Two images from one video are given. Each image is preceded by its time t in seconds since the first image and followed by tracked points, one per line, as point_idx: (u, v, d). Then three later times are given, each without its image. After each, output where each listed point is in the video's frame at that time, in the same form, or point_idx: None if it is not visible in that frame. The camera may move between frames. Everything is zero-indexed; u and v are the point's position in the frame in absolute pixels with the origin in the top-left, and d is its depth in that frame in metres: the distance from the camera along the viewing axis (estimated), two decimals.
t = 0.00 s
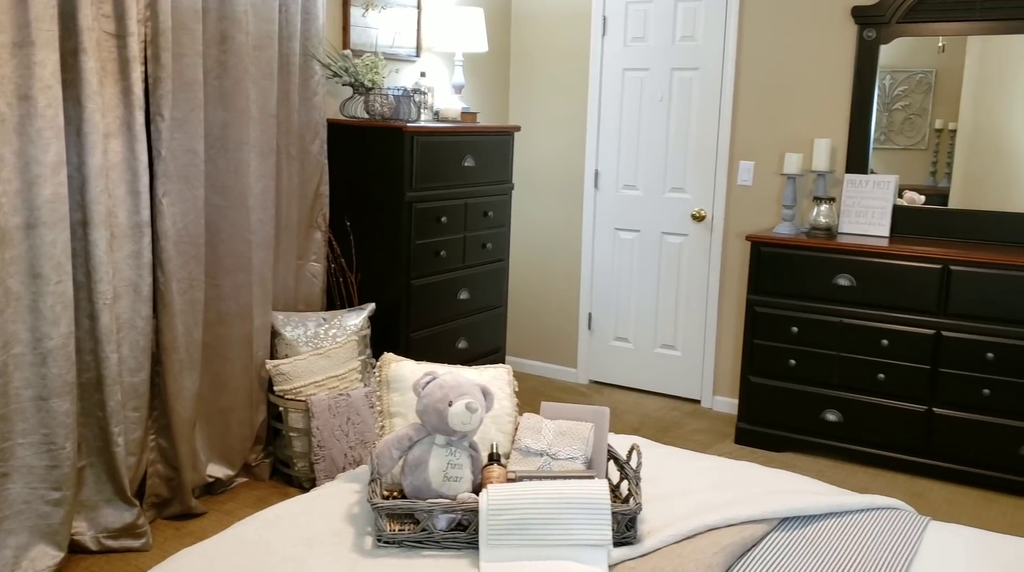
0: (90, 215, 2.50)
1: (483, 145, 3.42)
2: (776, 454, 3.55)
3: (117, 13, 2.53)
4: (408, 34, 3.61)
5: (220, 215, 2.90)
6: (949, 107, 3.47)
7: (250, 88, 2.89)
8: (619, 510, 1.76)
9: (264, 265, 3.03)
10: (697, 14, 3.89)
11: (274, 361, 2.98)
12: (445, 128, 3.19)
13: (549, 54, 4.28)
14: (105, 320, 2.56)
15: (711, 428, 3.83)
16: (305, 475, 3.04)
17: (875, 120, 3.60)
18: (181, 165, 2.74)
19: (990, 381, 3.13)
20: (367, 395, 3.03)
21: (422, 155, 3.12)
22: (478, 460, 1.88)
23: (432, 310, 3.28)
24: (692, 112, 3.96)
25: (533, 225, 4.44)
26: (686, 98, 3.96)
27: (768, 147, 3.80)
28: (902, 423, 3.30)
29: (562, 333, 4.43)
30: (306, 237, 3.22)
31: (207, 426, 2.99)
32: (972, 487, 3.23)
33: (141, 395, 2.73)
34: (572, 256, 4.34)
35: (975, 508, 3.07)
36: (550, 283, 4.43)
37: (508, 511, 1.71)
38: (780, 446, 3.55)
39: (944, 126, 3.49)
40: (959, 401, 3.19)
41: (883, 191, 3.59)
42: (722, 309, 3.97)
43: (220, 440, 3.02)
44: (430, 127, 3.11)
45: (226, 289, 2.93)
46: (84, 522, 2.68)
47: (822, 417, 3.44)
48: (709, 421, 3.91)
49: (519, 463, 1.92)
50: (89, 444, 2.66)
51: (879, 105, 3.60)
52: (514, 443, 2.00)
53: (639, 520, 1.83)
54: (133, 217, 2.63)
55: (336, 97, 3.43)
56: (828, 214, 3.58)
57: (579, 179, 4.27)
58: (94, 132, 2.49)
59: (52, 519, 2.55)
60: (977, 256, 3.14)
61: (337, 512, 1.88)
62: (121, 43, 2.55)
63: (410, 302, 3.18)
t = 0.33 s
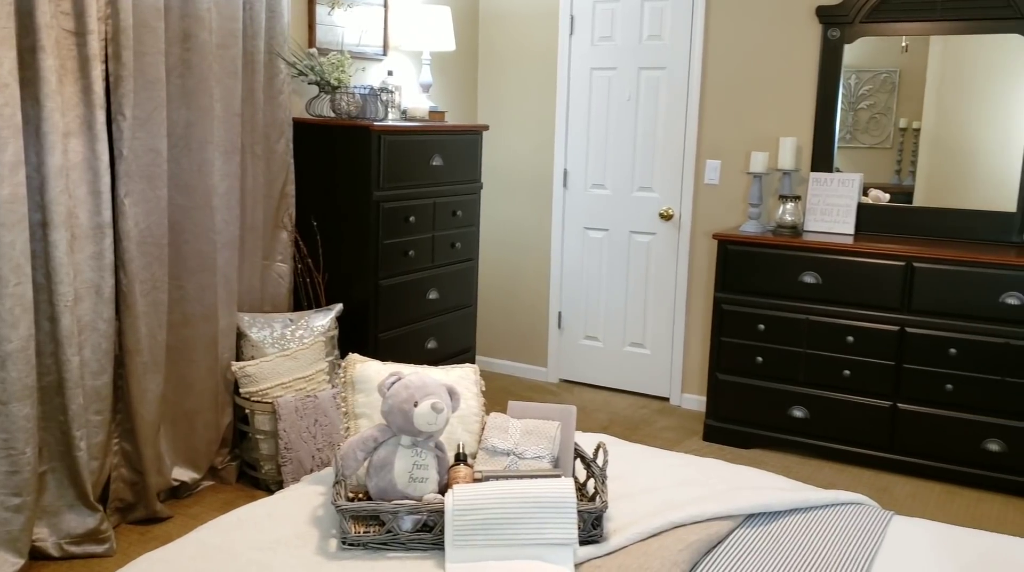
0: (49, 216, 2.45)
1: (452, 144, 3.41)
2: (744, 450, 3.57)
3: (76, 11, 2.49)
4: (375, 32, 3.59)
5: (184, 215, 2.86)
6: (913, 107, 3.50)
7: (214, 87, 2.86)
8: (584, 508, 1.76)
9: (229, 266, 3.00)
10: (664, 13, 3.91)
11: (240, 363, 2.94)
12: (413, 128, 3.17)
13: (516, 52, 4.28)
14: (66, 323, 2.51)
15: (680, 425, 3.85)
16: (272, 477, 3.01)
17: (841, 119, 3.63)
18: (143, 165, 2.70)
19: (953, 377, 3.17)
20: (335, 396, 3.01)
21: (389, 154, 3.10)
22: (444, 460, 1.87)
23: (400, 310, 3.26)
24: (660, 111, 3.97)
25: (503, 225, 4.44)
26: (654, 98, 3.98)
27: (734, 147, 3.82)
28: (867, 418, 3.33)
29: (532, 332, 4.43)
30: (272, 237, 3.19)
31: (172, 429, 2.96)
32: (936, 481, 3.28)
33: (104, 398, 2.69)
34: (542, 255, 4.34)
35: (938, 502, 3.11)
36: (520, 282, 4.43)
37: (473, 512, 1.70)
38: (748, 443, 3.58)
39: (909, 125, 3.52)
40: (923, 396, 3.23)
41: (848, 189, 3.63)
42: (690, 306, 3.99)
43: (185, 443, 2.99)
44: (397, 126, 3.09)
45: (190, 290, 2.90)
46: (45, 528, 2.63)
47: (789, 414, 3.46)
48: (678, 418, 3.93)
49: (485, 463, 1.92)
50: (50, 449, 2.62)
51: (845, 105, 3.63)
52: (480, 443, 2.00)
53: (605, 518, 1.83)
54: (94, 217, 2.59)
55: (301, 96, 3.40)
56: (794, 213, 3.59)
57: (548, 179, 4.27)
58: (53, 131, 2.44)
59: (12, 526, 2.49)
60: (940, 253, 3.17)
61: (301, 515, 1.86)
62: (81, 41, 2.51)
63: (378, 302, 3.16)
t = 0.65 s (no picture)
0: (9, 217, 2.40)
1: (420, 143, 3.40)
2: (713, 447, 3.59)
3: (36, 8, 2.44)
4: (343, 30, 3.57)
5: (149, 214, 2.83)
6: (878, 106, 3.54)
7: (178, 85, 2.83)
8: (550, 507, 1.76)
9: (194, 266, 2.97)
10: (631, 13, 3.92)
11: (206, 364, 2.92)
12: (381, 126, 3.16)
13: (485, 51, 4.27)
14: (27, 325, 2.47)
15: (650, 422, 3.86)
16: (239, 480, 2.99)
17: (808, 118, 3.67)
18: (106, 164, 2.66)
19: (916, 372, 3.21)
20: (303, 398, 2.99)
21: (357, 153, 3.08)
22: (410, 460, 1.86)
23: (369, 309, 3.25)
24: (629, 111, 3.99)
25: (473, 224, 4.43)
26: (623, 97, 3.99)
27: (702, 146, 3.85)
28: (833, 414, 3.37)
29: (503, 330, 4.43)
30: (238, 237, 3.16)
31: (137, 431, 2.92)
32: (901, 475, 3.32)
33: (67, 401, 2.64)
34: (512, 254, 4.34)
35: (903, 496, 3.15)
36: (490, 280, 4.42)
37: (438, 513, 1.69)
38: (717, 440, 3.60)
39: (874, 124, 3.55)
40: (888, 391, 3.27)
41: (814, 187, 3.66)
42: (659, 304, 4.01)
43: (151, 446, 2.95)
44: (364, 125, 3.07)
45: (155, 291, 2.87)
46: (7, 533, 2.59)
47: (756, 410, 3.49)
48: (648, 416, 3.94)
49: (452, 463, 1.90)
50: (12, 453, 2.57)
51: (813, 104, 3.66)
52: (447, 443, 1.99)
53: (571, 517, 1.83)
54: (55, 217, 2.55)
55: (268, 94, 3.37)
56: (761, 211, 3.65)
57: (517, 178, 4.27)
58: (13, 130, 2.39)
59: None
60: (904, 250, 3.21)
61: (265, 517, 1.85)
62: (41, 39, 2.46)
63: (347, 302, 3.14)
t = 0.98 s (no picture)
0: None
1: (382, 143, 3.39)
2: (675, 445, 3.62)
3: None
4: (302, 29, 3.55)
5: (104, 215, 2.78)
6: (837, 107, 3.58)
7: (134, 84, 2.79)
8: (509, 507, 1.76)
9: (151, 267, 2.93)
10: (593, 13, 3.94)
11: (164, 366, 2.89)
12: (341, 126, 3.14)
13: (447, 50, 4.26)
14: None
15: (613, 421, 3.88)
16: (198, 483, 2.96)
17: (768, 119, 3.70)
18: (59, 164, 2.61)
19: (873, 369, 3.26)
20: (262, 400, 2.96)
21: (317, 153, 3.06)
22: (368, 462, 1.85)
23: (331, 310, 3.23)
24: (590, 110, 4.00)
25: (436, 223, 4.43)
26: (585, 97, 4.01)
27: (663, 146, 3.87)
28: (792, 411, 3.41)
29: (466, 330, 4.43)
30: (196, 237, 3.12)
31: (93, 435, 2.88)
32: (859, 471, 3.36)
33: (20, 405, 2.59)
34: (476, 254, 4.34)
35: (860, 492, 3.20)
36: (453, 280, 4.42)
37: (396, 515, 1.69)
38: (679, 437, 3.63)
39: (833, 124, 3.59)
40: (845, 388, 3.31)
41: (772, 187, 3.70)
42: (621, 303, 4.03)
43: (107, 449, 2.91)
44: (324, 125, 3.05)
45: (111, 293, 2.82)
46: None
47: (717, 408, 3.52)
48: (611, 414, 3.96)
49: (411, 464, 1.89)
50: None
51: (773, 105, 3.69)
52: (405, 444, 1.98)
53: (529, 516, 1.84)
54: (7, 218, 2.49)
55: (226, 93, 3.34)
56: (720, 211, 3.68)
57: (480, 177, 4.27)
58: None
59: None
60: (860, 249, 3.25)
61: (220, 521, 1.83)
62: None
63: (307, 303, 3.12)
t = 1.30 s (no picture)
0: None
1: (345, 141, 3.37)
2: (641, 441, 3.64)
3: None
4: (264, 26, 3.52)
5: (62, 214, 2.74)
6: (800, 105, 3.62)
7: (91, 82, 2.75)
8: (470, 506, 1.76)
9: (110, 267, 2.89)
10: (557, 11, 3.94)
11: (123, 368, 2.85)
12: (304, 124, 3.11)
13: (413, 48, 4.25)
14: None
15: (579, 419, 3.89)
16: (160, 486, 2.92)
17: (732, 118, 3.73)
18: (15, 163, 2.56)
19: (834, 365, 3.30)
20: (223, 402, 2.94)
21: (279, 151, 3.04)
22: (329, 463, 1.84)
23: (294, 310, 3.21)
24: (555, 109, 4.01)
25: (402, 222, 4.41)
26: (550, 95, 4.01)
27: (628, 144, 3.89)
28: (755, 407, 3.44)
29: (433, 329, 4.42)
30: (157, 237, 3.08)
31: (51, 438, 2.83)
32: (821, 465, 3.40)
33: None
34: (441, 252, 4.34)
35: (823, 486, 3.23)
36: (420, 279, 4.41)
37: (356, 515, 1.68)
38: (644, 434, 3.65)
39: (796, 124, 3.63)
40: (807, 384, 3.35)
41: (735, 185, 3.72)
42: (586, 301, 4.05)
43: (67, 452, 2.87)
44: (286, 122, 3.03)
45: (69, 294, 2.78)
46: None
47: (682, 404, 3.55)
48: (577, 412, 3.98)
49: (372, 465, 1.88)
50: None
51: (736, 104, 3.72)
52: (367, 444, 1.97)
53: (490, 515, 1.83)
54: None
55: (187, 91, 3.30)
56: (683, 210, 3.69)
57: (446, 176, 4.26)
58: None
59: None
60: (821, 246, 3.29)
61: (178, 523, 1.81)
62: None
63: (270, 303, 3.09)
